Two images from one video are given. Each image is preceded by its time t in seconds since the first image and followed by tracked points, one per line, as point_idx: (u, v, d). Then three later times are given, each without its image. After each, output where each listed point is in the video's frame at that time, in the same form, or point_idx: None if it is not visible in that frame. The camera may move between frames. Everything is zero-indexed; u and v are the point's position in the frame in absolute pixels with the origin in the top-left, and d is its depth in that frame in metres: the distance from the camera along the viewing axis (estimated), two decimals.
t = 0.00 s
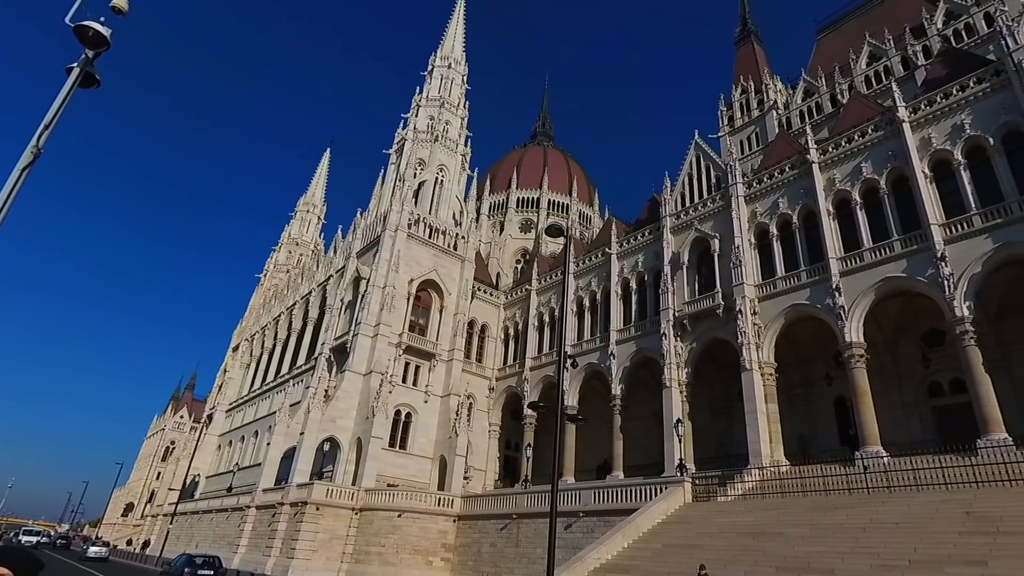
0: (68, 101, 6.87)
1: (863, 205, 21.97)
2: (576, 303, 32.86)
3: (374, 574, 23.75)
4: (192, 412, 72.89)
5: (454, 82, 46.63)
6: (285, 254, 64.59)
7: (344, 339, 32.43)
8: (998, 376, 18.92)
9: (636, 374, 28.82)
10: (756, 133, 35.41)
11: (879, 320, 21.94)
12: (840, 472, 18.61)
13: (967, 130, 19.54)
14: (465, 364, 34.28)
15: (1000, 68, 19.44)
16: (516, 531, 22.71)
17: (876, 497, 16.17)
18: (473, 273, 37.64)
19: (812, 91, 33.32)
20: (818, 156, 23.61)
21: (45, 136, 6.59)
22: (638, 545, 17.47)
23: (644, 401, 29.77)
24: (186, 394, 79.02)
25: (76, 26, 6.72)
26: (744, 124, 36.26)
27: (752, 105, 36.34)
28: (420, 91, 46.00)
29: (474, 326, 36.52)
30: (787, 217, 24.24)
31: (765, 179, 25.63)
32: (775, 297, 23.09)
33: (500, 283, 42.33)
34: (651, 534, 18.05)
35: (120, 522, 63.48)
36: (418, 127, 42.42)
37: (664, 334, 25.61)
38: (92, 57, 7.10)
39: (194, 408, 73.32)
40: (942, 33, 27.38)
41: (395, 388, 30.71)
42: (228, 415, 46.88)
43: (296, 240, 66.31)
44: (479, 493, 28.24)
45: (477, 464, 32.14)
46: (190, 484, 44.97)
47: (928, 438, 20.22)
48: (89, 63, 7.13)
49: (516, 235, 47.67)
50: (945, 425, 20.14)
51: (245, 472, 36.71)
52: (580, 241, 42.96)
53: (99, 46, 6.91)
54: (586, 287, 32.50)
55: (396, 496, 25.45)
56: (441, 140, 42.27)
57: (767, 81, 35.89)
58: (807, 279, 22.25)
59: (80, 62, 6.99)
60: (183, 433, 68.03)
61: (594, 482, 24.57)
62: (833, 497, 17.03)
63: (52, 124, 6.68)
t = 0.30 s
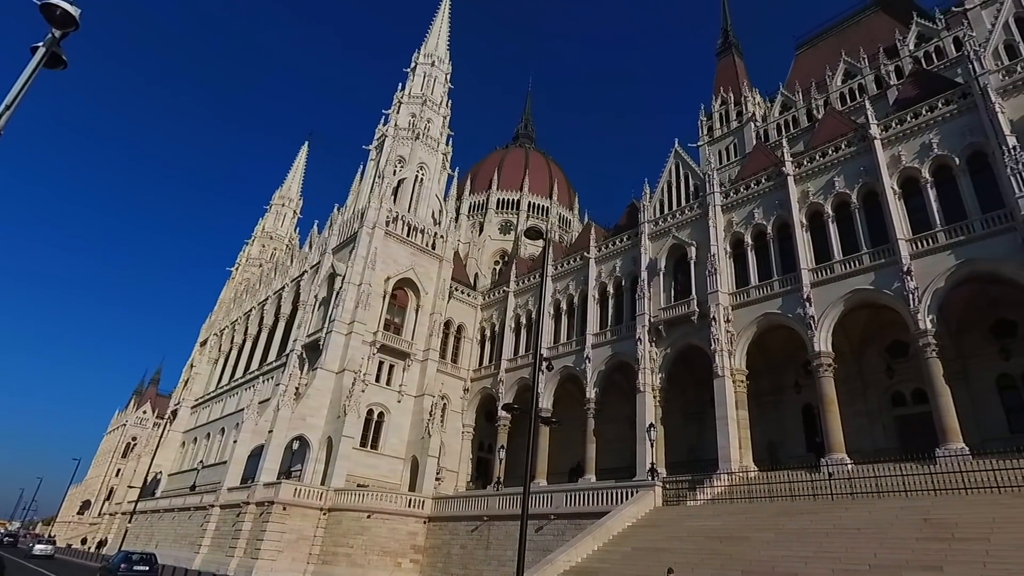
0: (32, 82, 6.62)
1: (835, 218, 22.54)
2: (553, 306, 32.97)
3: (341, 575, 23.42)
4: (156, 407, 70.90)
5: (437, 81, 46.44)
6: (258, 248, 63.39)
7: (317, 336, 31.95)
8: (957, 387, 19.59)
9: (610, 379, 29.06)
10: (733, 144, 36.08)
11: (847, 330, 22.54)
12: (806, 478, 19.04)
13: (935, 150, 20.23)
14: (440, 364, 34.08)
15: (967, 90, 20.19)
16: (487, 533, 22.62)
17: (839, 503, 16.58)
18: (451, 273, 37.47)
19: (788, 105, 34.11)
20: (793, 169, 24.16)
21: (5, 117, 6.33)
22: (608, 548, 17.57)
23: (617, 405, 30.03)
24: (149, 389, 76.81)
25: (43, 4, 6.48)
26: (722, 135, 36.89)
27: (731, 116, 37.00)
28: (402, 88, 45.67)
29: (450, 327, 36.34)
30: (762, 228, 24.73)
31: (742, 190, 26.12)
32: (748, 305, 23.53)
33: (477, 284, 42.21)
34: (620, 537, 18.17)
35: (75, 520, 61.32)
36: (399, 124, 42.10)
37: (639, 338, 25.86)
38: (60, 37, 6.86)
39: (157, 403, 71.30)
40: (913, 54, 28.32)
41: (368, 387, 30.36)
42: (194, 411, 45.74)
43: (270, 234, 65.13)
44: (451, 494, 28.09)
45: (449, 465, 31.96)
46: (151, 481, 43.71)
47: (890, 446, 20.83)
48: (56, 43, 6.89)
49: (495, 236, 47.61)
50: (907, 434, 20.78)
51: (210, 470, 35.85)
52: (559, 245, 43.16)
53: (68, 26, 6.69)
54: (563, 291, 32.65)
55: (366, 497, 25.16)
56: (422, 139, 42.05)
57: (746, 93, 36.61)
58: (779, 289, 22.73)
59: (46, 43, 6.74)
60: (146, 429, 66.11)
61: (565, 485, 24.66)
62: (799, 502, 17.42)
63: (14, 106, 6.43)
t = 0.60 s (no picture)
0: None
1: (804, 229, 23.03)
2: (526, 307, 32.94)
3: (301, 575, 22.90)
4: (112, 399, 68.39)
5: (416, 76, 45.99)
6: (226, 238, 61.79)
7: (284, 330, 31.24)
8: (915, 397, 20.18)
9: (581, 381, 29.16)
10: (708, 152, 36.62)
11: (812, 339, 23.05)
12: (769, 483, 19.38)
13: (900, 166, 20.84)
14: (410, 362, 33.68)
15: (932, 110, 20.87)
16: (452, 533, 22.41)
17: (800, 508, 16.90)
18: (424, 270, 37.10)
19: (762, 117, 34.79)
20: (765, 180, 24.62)
21: None
22: (573, 550, 17.56)
23: (587, 407, 30.13)
24: (106, 380, 74.08)
25: None
26: (698, 143, 37.43)
27: (707, 125, 37.56)
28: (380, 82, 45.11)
29: (422, 325, 35.97)
30: (733, 236, 25.12)
31: (715, 198, 26.51)
32: (717, 312, 23.87)
33: (450, 282, 41.90)
34: (586, 539, 18.19)
35: (21, 515, 58.69)
36: (376, 118, 41.56)
37: (610, 342, 25.99)
38: (22, 12, 6.47)
39: (114, 396, 68.81)
40: (882, 73, 29.19)
41: (335, 383, 29.81)
42: (153, 404, 44.26)
43: (239, 225, 63.57)
44: (417, 494, 27.77)
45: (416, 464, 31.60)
46: (105, 476, 42.13)
47: (850, 454, 21.38)
48: (18, 18, 6.50)
49: (470, 235, 47.34)
50: (866, 442, 21.35)
51: (167, 466, 34.71)
52: (534, 246, 43.19)
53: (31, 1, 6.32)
54: (537, 292, 32.65)
55: (331, 495, 24.68)
56: (399, 134, 41.60)
57: (722, 104, 37.24)
58: (748, 296, 23.11)
59: (7, 17, 6.35)
60: (101, 421, 63.71)
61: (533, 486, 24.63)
62: (761, 507, 17.72)
63: None
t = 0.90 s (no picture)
0: None
1: (773, 241, 23.49)
2: (498, 308, 32.80)
3: None
4: (64, 391, 65.68)
5: (395, 72, 45.49)
6: (192, 228, 60.03)
7: (250, 325, 30.43)
8: (874, 408, 20.75)
9: (551, 384, 29.17)
10: (683, 162, 37.14)
11: (778, 349, 23.53)
12: (732, 489, 19.65)
13: (867, 184, 21.45)
14: (379, 361, 33.15)
15: (898, 131, 21.56)
16: (416, 535, 22.08)
17: (761, 514, 17.17)
18: (396, 268, 36.63)
19: (736, 130, 35.46)
20: (737, 191, 25.06)
21: None
22: (538, 553, 17.47)
23: (556, 411, 30.15)
24: (58, 371, 71.09)
25: None
26: (674, 153, 37.93)
27: (683, 135, 38.10)
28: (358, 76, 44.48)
29: (392, 323, 35.48)
30: (705, 245, 25.48)
31: (689, 208, 26.85)
32: (687, 319, 24.17)
33: (423, 281, 41.49)
34: (550, 543, 18.11)
35: None
36: (353, 113, 40.95)
37: (581, 346, 26.05)
38: None
39: (66, 387, 66.09)
40: (852, 93, 30.06)
41: (301, 380, 29.15)
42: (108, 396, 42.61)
43: (206, 215, 61.84)
44: (381, 494, 27.34)
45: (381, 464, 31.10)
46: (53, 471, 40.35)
47: (811, 462, 21.88)
48: None
49: (444, 234, 46.97)
50: (826, 451, 21.88)
51: (121, 461, 33.42)
52: (508, 248, 43.12)
53: None
54: (510, 294, 32.56)
55: (292, 494, 24.09)
56: (375, 130, 41.06)
57: (698, 115, 37.84)
58: (718, 305, 23.45)
59: None
60: (51, 414, 61.08)
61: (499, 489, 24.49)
62: (724, 513, 17.95)
63: None
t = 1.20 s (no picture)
0: None
1: (743, 252, 23.90)
2: (470, 309, 32.60)
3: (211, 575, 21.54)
4: (13, 378, 62.86)
5: (374, 66, 44.90)
6: (157, 215, 58.14)
7: (213, 317, 29.55)
8: (834, 419, 21.26)
9: (520, 386, 29.10)
10: (658, 170, 37.60)
11: (744, 359, 23.94)
12: (695, 495, 19.88)
13: (834, 200, 22.01)
14: (347, 358, 32.50)
15: (865, 150, 22.21)
16: (378, 536, 21.71)
17: (722, 520, 17.40)
18: (367, 264, 36.07)
19: (711, 142, 36.06)
20: (710, 202, 25.45)
21: None
22: (501, 556, 17.35)
23: (524, 413, 30.10)
24: (6, 358, 67.91)
25: None
26: (649, 161, 38.36)
27: (659, 144, 38.57)
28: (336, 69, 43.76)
29: (361, 320, 34.92)
30: (677, 254, 25.79)
31: (662, 216, 27.15)
32: (657, 326, 24.42)
33: (394, 279, 41.00)
34: (514, 546, 18.02)
35: None
36: (329, 105, 40.26)
37: (552, 349, 26.03)
38: None
39: (14, 376, 63.15)
40: (823, 111, 30.88)
41: (265, 375, 28.43)
42: (59, 386, 40.87)
43: (172, 202, 59.97)
44: (344, 493, 26.83)
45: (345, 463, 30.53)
46: None
47: (772, 470, 22.31)
48: None
49: (418, 232, 46.51)
50: (786, 459, 22.33)
51: (70, 454, 32.05)
52: (482, 248, 42.96)
53: None
54: (482, 295, 32.41)
55: (251, 491, 23.43)
56: (352, 123, 40.44)
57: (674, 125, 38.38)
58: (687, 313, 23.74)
59: None
60: None
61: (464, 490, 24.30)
62: (686, 518, 18.13)
63: None
